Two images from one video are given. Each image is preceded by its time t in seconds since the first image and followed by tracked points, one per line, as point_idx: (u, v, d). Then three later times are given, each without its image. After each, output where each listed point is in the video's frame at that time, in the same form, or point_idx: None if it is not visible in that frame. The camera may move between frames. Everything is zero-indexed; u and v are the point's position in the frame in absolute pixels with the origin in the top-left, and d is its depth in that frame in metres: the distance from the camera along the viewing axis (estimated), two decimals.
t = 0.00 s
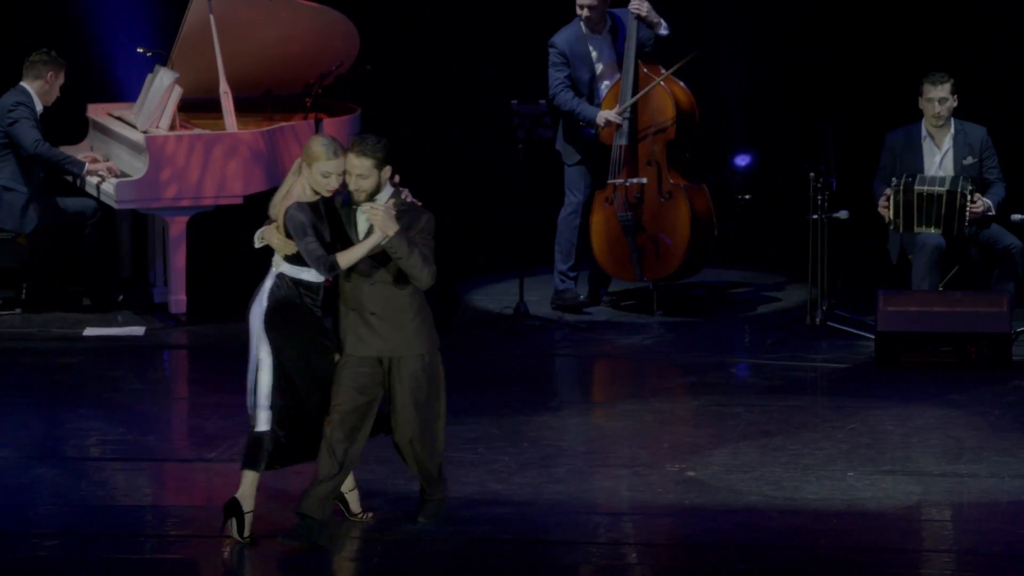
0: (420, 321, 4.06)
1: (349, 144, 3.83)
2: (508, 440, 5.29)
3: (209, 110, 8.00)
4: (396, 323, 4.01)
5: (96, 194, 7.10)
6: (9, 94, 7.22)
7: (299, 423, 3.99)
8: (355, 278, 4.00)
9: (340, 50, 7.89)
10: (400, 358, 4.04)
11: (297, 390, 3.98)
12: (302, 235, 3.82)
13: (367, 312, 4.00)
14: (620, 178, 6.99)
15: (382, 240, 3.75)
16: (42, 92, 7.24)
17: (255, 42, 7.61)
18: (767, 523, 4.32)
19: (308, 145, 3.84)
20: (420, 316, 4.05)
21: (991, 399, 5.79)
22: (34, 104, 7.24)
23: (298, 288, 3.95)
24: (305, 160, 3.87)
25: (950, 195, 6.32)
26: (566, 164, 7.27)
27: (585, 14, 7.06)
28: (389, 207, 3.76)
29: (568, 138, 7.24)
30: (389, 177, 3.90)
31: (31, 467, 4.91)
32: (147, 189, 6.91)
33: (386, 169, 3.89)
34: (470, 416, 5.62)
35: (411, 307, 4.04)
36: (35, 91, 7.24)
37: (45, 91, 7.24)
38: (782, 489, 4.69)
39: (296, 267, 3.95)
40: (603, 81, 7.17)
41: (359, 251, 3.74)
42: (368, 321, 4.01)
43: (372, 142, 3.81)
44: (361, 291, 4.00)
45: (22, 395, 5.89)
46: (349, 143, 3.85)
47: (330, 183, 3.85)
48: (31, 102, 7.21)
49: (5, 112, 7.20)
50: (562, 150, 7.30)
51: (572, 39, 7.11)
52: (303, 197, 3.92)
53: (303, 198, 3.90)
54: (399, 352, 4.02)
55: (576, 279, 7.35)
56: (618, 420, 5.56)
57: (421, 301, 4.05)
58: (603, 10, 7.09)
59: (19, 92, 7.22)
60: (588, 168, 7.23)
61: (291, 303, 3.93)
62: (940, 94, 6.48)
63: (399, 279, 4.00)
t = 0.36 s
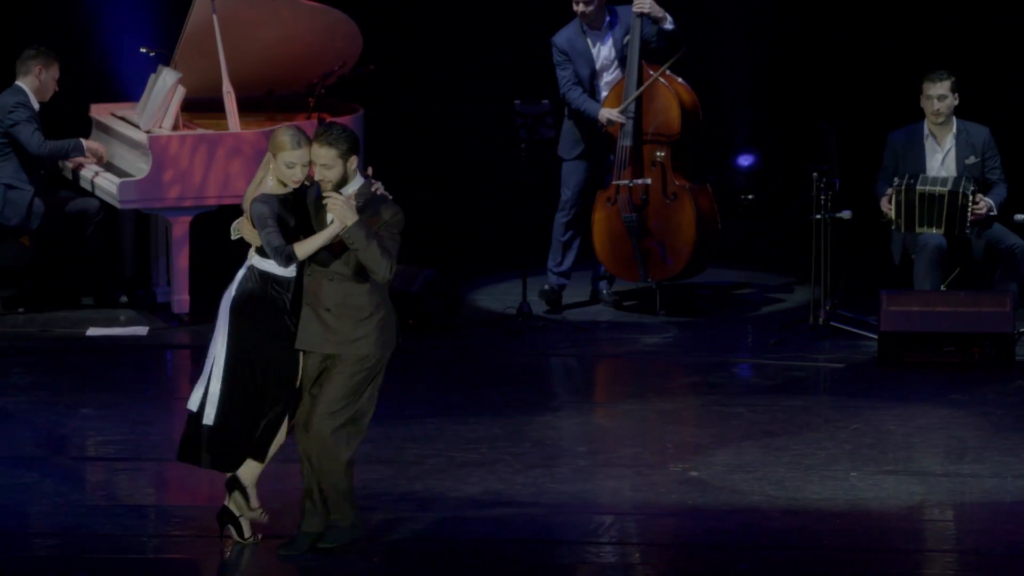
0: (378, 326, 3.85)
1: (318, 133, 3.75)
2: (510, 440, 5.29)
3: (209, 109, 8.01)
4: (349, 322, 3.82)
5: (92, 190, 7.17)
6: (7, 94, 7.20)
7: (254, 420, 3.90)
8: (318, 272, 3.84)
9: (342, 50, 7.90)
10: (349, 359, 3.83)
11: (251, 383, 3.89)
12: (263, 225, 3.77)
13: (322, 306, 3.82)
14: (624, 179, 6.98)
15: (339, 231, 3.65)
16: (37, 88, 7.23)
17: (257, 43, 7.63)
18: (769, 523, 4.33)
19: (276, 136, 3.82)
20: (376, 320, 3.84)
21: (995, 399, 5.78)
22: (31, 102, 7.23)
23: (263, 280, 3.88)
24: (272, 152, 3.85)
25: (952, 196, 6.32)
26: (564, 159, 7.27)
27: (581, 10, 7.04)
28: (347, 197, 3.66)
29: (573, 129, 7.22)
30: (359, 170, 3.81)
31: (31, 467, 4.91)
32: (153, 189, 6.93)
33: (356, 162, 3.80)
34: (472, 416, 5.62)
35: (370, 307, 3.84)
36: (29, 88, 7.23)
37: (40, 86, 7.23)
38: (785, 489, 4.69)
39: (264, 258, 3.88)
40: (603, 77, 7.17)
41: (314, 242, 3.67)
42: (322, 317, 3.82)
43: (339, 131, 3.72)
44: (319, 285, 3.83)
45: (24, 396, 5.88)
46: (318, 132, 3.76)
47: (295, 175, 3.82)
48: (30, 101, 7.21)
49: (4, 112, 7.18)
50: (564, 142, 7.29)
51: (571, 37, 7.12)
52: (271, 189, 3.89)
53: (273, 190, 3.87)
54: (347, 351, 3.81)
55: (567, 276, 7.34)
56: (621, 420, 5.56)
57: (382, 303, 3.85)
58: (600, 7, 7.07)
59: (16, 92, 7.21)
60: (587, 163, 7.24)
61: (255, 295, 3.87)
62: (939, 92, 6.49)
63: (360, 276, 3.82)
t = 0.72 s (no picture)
0: (387, 320, 3.84)
1: (320, 129, 3.72)
2: (512, 439, 5.29)
3: (210, 110, 8.01)
4: (357, 319, 3.81)
5: (91, 188, 7.21)
6: None
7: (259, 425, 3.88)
8: (324, 270, 3.82)
9: (343, 49, 7.90)
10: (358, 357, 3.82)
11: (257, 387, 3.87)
12: (269, 222, 3.75)
13: (330, 304, 3.82)
14: (625, 178, 6.98)
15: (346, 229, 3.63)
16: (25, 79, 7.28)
17: (259, 42, 7.62)
18: (770, 522, 4.32)
19: (278, 132, 3.83)
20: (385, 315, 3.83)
21: (996, 399, 5.77)
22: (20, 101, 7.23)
23: (265, 282, 3.85)
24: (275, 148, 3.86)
25: (953, 194, 6.33)
26: (566, 160, 7.26)
27: (590, 12, 7.04)
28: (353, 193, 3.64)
29: (573, 132, 7.22)
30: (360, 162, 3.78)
31: (32, 467, 4.91)
32: (154, 188, 6.93)
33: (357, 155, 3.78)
34: (472, 415, 5.62)
35: (377, 304, 3.83)
36: (18, 86, 7.25)
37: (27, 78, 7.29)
38: (787, 489, 4.69)
39: (268, 257, 3.84)
40: (608, 78, 7.17)
41: (323, 241, 3.64)
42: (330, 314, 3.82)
43: (343, 126, 3.68)
44: (326, 283, 3.82)
45: (25, 395, 5.87)
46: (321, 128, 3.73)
47: (298, 171, 3.84)
48: (19, 100, 7.21)
49: None
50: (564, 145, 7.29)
51: (577, 38, 7.11)
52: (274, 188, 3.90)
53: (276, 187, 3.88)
54: (356, 350, 3.81)
55: (568, 275, 7.33)
56: (622, 419, 5.56)
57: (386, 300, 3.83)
58: (609, 8, 7.07)
59: (5, 91, 7.20)
60: (587, 166, 7.23)
61: (258, 297, 3.84)
62: (941, 91, 6.48)
63: (367, 273, 3.80)
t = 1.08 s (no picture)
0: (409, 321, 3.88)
1: (341, 130, 3.75)
2: (508, 439, 5.29)
3: (207, 109, 8.02)
4: (381, 318, 3.84)
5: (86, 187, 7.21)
6: None
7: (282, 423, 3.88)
8: (349, 269, 3.86)
9: (342, 48, 7.93)
10: (382, 356, 3.85)
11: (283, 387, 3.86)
12: (293, 225, 3.73)
13: (355, 303, 3.85)
14: (621, 176, 6.98)
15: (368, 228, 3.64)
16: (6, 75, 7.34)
17: (258, 43, 7.64)
18: (769, 522, 4.33)
19: (298, 134, 3.80)
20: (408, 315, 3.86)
21: (992, 398, 5.77)
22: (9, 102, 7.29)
23: (294, 281, 3.84)
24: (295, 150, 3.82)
25: (949, 194, 6.34)
26: (567, 160, 7.27)
27: (591, 10, 7.08)
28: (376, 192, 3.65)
29: (573, 132, 7.23)
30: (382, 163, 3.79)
31: (27, 467, 4.90)
32: (149, 188, 6.93)
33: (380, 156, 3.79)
34: (468, 415, 5.61)
35: (400, 303, 3.86)
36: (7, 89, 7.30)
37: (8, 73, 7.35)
38: (783, 488, 4.69)
39: (294, 257, 3.84)
40: (608, 77, 7.17)
41: (348, 242, 3.65)
42: (355, 312, 3.86)
43: (363, 126, 3.71)
44: (351, 281, 3.86)
45: (21, 395, 5.86)
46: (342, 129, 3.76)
47: (320, 173, 3.80)
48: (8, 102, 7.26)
49: None
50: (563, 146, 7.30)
51: (576, 36, 7.13)
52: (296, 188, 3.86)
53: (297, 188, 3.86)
54: (381, 348, 3.84)
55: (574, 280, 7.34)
56: (618, 419, 5.56)
57: (408, 300, 3.87)
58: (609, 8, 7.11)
59: None
60: (588, 165, 7.24)
61: (286, 298, 3.84)
62: (936, 91, 6.49)
63: (391, 272, 3.84)
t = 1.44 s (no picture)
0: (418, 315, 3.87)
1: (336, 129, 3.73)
2: (505, 439, 5.28)
3: (202, 109, 8.03)
4: (390, 313, 3.83)
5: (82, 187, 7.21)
6: None
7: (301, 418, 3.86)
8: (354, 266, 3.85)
9: (338, 46, 7.91)
10: (395, 351, 3.84)
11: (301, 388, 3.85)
12: (293, 227, 3.72)
13: (364, 300, 3.85)
14: (620, 177, 6.97)
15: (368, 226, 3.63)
16: None
17: (255, 41, 7.63)
18: (765, 522, 4.33)
19: (295, 135, 3.82)
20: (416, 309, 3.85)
21: (988, 398, 5.77)
22: None
23: (301, 283, 3.82)
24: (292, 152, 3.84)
25: (947, 193, 6.34)
26: (562, 160, 7.27)
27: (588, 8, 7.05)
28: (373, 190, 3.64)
29: (568, 133, 7.23)
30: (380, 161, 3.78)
31: (23, 467, 4.90)
32: (145, 189, 6.93)
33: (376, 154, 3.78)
34: (465, 415, 5.61)
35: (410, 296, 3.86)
36: None
37: None
38: (779, 488, 4.69)
39: (295, 259, 3.82)
40: (603, 76, 7.17)
41: (347, 240, 3.65)
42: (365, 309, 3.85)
43: (359, 124, 3.70)
44: (358, 279, 3.85)
45: (17, 395, 5.86)
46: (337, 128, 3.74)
47: (318, 174, 3.82)
48: None
49: None
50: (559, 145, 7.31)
51: (574, 34, 7.12)
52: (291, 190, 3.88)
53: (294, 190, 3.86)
54: (392, 342, 3.83)
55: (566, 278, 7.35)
56: (615, 419, 5.57)
57: (418, 293, 3.85)
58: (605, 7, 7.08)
59: None
60: (583, 165, 7.25)
61: (295, 298, 3.82)
62: (928, 96, 6.48)
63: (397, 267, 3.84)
